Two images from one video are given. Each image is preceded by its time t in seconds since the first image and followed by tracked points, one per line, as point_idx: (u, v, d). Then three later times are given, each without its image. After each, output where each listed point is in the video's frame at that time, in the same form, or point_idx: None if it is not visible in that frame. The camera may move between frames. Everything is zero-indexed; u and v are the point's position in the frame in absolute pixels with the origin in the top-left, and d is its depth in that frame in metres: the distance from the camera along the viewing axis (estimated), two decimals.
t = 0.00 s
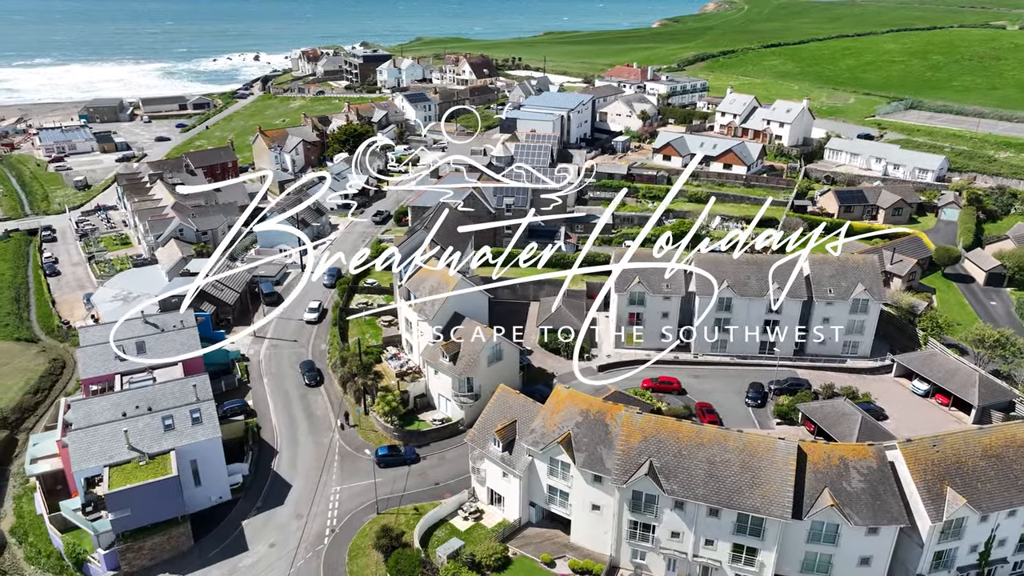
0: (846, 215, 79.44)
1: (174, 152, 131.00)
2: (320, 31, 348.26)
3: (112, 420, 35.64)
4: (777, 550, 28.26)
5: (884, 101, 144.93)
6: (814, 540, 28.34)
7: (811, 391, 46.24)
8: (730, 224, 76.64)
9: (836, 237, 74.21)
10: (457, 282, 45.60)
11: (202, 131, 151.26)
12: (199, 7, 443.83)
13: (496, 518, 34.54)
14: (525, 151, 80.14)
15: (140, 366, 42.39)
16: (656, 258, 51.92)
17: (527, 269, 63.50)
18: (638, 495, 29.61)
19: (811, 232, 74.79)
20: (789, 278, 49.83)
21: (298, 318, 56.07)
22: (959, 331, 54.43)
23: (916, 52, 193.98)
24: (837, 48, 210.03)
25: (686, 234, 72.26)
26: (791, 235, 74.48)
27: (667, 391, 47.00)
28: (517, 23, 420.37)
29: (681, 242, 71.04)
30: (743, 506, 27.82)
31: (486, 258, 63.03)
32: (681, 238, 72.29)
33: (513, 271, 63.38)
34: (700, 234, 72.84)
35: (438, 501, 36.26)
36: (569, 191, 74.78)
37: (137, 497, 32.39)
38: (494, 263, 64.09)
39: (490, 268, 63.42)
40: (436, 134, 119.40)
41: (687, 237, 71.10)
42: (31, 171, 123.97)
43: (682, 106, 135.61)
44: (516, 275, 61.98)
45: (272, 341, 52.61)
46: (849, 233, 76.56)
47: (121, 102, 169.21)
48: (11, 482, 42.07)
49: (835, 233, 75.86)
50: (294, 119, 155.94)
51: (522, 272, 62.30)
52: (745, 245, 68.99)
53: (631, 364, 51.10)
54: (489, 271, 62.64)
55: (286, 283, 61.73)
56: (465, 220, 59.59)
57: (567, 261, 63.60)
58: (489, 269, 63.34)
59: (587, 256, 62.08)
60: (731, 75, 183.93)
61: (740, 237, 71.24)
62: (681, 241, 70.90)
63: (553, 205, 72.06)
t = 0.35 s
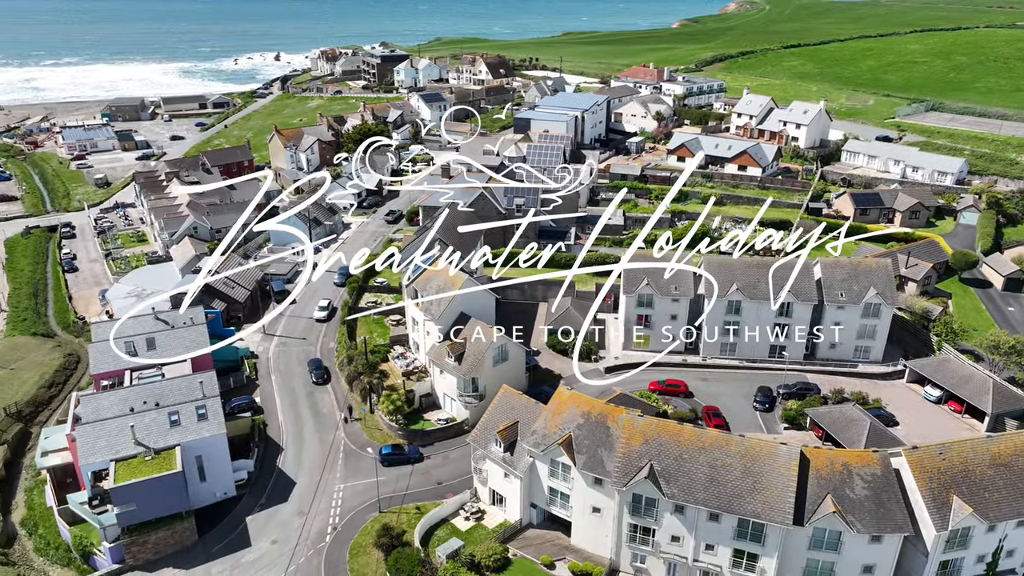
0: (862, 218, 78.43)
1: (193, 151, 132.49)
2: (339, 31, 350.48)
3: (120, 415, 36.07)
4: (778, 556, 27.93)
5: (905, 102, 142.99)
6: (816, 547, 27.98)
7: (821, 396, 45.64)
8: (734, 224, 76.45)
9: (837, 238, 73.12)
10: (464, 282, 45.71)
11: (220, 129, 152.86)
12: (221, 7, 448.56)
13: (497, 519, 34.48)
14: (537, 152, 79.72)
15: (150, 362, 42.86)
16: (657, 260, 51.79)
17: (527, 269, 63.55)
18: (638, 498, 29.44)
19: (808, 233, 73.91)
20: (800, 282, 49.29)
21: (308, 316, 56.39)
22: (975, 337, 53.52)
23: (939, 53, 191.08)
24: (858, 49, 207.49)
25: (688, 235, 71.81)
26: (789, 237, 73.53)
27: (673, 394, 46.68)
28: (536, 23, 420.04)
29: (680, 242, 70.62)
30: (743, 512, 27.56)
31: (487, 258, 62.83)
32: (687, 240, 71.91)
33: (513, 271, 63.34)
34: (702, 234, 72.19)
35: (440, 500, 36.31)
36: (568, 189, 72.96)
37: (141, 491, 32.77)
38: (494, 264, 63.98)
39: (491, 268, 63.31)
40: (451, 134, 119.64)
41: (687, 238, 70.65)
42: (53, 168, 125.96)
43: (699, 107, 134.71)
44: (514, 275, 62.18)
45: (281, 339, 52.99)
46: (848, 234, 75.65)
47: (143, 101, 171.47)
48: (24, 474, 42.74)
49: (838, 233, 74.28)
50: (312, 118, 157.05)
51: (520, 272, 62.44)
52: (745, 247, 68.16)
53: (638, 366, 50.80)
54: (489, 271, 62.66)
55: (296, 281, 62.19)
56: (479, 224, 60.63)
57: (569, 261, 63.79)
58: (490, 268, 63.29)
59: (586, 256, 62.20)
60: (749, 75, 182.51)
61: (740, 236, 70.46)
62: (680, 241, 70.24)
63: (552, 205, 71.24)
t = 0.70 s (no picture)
0: (878, 221, 77.47)
1: (211, 149, 133.84)
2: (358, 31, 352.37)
3: (128, 409, 36.50)
4: (779, 562, 27.63)
5: (925, 104, 141.10)
6: (817, 554, 27.65)
7: (830, 400, 45.10)
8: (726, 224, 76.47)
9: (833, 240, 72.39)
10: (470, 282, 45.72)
11: (238, 128, 154.16)
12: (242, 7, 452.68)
13: (498, 519, 34.46)
14: (549, 152, 78.71)
15: (160, 359, 43.38)
16: (659, 262, 51.83)
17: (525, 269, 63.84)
18: (638, 501, 29.25)
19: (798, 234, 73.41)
20: (810, 285, 48.73)
21: (317, 315, 56.68)
22: (990, 342, 52.73)
23: (962, 54, 188.29)
24: (878, 50, 204.96)
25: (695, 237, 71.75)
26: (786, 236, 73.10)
27: (680, 397, 46.33)
28: (554, 23, 419.55)
29: (679, 243, 70.61)
30: (743, 517, 27.30)
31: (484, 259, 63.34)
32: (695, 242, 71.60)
33: (513, 271, 63.44)
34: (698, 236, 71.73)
35: (442, 500, 36.37)
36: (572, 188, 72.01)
37: (146, 485, 33.13)
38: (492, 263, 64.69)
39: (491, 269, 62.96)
40: (465, 134, 119.85)
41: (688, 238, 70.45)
42: (74, 166, 127.67)
43: (715, 108, 133.81)
44: (512, 275, 62.33)
45: (290, 336, 53.33)
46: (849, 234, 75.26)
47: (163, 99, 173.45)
48: (37, 466, 43.33)
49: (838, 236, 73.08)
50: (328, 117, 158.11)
51: (518, 272, 62.61)
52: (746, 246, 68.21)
53: (645, 368, 50.48)
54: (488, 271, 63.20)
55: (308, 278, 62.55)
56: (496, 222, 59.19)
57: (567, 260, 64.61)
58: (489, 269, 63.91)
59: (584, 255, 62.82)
60: (767, 76, 181.01)
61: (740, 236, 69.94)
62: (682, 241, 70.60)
63: (554, 205, 70.54)
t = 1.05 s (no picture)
0: (895, 224, 75.94)
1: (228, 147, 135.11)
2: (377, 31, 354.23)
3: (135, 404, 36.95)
4: (779, 568, 27.34)
5: (947, 106, 138.95)
6: (818, 561, 27.33)
7: (839, 406, 44.53)
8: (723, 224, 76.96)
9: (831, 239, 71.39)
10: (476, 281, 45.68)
11: (256, 127, 155.46)
12: (263, 7, 456.83)
13: (499, 519, 34.43)
14: (561, 153, 78.86)
15: (169, 355, 43.96)
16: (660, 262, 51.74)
17: (526, 269, 63.88)
18: (638, 504, 29.09)
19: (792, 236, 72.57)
20: (821, 288, 48.21)
21: (326, 312, 57.08)
22: (1006, 348, 51.77)
23: (987, 56, 185.23)
24: (900, 51, 202.27)
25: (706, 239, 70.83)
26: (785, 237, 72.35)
27: (687, 399, 45.94)
28: (573, 23, 418.72)
29: (679, 243, 70.60)
30: (743, 522, 27.05)
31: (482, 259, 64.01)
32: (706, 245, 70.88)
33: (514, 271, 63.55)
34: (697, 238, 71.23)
35: (444, 499, 36.44)
36: (575, 187, 71.14)
37: (151, 479, 33.51)
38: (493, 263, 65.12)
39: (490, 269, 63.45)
40: (480, 134, 120.02)
41: (688, 239, 70.00)
42: (95, 163, 129.51)
43: (731, 109, 132.78)
44: (514, 275, 62.29)
45: (299, 334, 53.71)
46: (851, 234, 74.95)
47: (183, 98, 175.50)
48: (49, 459, 43.90)
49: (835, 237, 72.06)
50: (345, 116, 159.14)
51: (520, 272, 62.61)
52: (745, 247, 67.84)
53: (653, 371, 50.18)
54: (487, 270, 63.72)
55: (318, 277, 62.98)
56: (505, 222, 58.95)
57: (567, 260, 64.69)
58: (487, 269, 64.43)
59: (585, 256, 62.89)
60: (786, 77, 179.38)
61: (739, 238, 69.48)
62: (680, 242, 70.53)
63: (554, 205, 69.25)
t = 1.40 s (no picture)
0: (911, 228, 74.79)
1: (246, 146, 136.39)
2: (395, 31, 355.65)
3: (142, 398, 37.43)
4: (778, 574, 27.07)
5: (969, 108, 136.72)
6: (818, 567, 27.02)
7: (847, 411, 43.96)
8: (725, 225, 75.87)
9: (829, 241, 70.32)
10: (483, 281, 45.70)
11: (275, 126, 156.77)
12: (284, 7, 460.77)
13: (500, 519, 34.39)
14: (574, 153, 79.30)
15: (178, 350, 44.47)
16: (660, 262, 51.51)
17: (525, 269, 63.70)
18: (637, 506, 28.95)
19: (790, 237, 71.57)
20: (831, 292, 47.71)
21: (335, 310, 57.43)
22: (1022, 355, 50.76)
23: (1012, 57, 182.01)
24: (923, 52, 199.31)
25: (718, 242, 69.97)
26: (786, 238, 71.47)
27: (693, 402, 45.61)
28: (593, 23, 417.45)
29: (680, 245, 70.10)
30: (742, 526, 26.84)
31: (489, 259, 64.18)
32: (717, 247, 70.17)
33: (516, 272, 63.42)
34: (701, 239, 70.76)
35: (445, 497, 36.50)
36: (588, 186, 71.00)
37: (156, 473, 33.89)
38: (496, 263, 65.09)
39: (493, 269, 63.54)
40: (494, 133, 120.07)
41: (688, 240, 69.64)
42: (115, 161, 131.37)
43: (748, 110, 131.68)
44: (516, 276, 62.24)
45: (308, 331, 54.10)
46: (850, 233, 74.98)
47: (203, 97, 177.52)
48: (60, 452, 44.46)
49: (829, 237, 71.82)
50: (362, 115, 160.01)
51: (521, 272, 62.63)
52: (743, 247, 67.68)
53: (660, 373, 49.89)
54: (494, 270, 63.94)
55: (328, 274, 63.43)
56: (516, 222, 58.85)
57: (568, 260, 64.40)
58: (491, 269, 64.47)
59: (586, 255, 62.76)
60: (805, 78, 177.56)
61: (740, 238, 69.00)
62: (679, 243, 70.21)
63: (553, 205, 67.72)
